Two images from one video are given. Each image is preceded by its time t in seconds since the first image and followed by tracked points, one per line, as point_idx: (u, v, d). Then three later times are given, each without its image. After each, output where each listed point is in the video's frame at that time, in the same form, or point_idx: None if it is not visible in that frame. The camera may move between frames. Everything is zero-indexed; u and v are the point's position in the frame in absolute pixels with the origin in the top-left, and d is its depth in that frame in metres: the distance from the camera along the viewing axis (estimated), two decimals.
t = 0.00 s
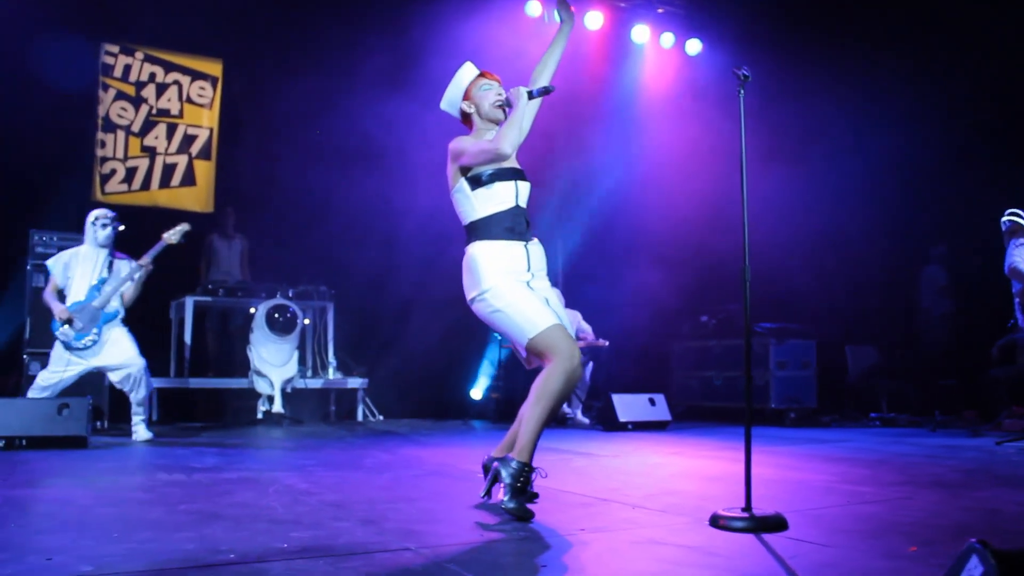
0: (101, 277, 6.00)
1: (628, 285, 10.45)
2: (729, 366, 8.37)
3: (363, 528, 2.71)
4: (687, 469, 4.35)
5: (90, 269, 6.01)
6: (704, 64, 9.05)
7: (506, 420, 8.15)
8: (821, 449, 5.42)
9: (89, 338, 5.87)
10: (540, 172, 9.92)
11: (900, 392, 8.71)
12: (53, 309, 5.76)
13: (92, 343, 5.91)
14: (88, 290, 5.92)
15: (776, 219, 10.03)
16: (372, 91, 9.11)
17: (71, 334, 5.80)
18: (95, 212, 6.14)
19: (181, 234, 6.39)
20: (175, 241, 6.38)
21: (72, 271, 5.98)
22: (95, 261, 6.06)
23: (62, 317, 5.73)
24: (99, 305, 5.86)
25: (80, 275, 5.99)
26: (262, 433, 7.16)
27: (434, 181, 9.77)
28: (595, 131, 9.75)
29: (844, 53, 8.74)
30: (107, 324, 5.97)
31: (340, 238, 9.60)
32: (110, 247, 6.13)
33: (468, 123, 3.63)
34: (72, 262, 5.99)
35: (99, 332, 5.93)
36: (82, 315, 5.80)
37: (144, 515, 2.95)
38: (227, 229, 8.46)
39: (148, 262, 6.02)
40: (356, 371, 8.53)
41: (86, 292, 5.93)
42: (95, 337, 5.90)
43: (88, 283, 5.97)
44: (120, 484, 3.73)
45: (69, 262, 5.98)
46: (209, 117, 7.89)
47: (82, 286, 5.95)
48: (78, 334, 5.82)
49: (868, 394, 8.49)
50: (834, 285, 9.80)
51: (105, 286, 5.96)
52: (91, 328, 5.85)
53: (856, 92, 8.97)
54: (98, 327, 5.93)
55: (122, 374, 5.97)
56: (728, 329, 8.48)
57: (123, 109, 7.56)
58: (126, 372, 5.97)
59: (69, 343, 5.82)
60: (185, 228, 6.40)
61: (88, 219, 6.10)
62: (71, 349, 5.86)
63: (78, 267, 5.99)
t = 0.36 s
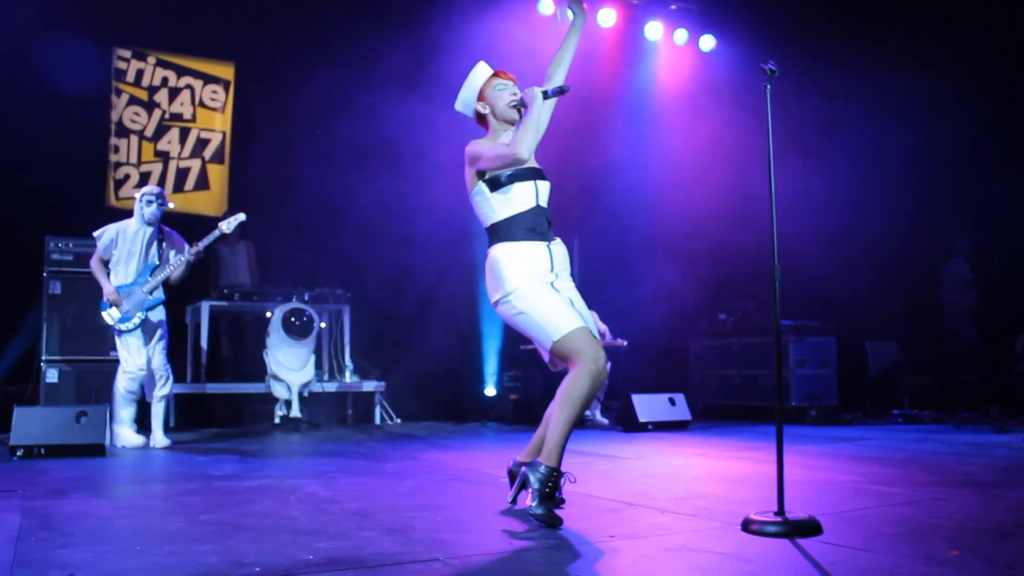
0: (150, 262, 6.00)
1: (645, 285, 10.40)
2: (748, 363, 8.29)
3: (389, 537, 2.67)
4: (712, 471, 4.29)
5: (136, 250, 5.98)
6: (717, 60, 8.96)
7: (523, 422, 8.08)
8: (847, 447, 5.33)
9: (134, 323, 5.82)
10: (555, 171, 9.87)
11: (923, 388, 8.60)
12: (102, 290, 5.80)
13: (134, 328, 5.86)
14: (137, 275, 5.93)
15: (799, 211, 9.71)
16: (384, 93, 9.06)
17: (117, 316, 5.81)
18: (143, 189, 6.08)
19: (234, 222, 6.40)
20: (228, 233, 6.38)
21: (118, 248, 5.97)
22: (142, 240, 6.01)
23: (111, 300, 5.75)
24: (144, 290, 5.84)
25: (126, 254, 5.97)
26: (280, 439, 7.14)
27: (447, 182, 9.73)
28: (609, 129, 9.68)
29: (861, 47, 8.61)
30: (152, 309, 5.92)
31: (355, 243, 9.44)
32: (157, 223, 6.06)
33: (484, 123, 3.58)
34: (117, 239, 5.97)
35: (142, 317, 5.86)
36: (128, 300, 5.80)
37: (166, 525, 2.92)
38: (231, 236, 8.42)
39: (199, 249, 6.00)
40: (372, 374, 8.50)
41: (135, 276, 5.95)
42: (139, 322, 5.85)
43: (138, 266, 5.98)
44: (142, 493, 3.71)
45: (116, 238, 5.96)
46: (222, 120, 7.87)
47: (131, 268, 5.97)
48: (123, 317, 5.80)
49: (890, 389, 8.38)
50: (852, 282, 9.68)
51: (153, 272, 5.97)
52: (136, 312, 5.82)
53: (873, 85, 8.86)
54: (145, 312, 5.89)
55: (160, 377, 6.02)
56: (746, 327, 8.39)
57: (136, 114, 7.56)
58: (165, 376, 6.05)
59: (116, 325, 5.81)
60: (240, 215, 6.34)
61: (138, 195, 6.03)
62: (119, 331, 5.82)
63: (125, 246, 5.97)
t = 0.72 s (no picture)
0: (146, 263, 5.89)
1: (636, 285, 10.32)
2: (741, 364, 8.26)
3: (387, 550, 2.61)
4: (709, 475, 4.25)
5: (132, 251, 5.91)
6: (708, 60, 8.91)
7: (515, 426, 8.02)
8: (844, 449, 5.30)
9: (134, 325, 5.71)
10: (548, 172, 9.80)
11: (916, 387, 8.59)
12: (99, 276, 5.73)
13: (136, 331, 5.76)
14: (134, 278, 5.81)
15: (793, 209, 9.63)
16: (372, 95, 8.97)
17: (116, 320, 5.66)
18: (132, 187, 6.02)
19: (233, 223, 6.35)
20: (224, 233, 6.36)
21: (113, 250, 5.90)
22: (136, 240, 5.95)
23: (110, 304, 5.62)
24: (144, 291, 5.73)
25: (122, 257, 5.89)
26: (271, 446, 7.07)
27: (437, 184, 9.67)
28: (601, 129, 9.64)
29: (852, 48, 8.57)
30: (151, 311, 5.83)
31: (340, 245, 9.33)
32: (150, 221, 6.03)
33: (474, 129, 3.52)
34: (111, 243, 5.89)
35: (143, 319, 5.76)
36: (127, 303, 5.67)
37: (158, 541, 2.85)
38: (218, 240, 8.31)
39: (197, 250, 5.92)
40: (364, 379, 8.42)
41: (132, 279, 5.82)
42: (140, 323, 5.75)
43: (134, 269, 5.88)
44: (133, 507, 3.65)
45: (111, 241, 5.90)
46: (210, 124, 7.78)
47: (128, 270, 5.88)
48: (123, 320, 5.68)
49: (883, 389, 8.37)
50: (844, 281, 9.67)
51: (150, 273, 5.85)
52: (136, 315, 5.72)
53: (862, 86, 8.84)
54: (143, 314, 5.79)
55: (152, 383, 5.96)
56: (739, 327, 8.36)
57: (122, 119, 7.46)
58: (158, 382, 5.98)
59: (115, 329, 5.68)
60: (239, 219, 6.36)
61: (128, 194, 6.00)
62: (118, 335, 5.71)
63: (120, 248, 5.90)
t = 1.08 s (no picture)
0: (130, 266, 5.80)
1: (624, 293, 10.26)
2: (728, 372, 8.24)
3: (378, 568, 2.55)
4: (701, 488, 4.21)
5: (118, 256, 5.80)
6: (693, 66, 8.96)
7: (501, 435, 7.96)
8: (832, 459, 5.28)
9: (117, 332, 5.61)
10: (536, 181, 9.75)
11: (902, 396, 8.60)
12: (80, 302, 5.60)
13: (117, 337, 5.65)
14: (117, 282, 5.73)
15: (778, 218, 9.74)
16: (358, 100, 8.91)
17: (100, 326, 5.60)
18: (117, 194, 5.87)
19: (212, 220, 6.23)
20: (203, 229, 6.21)
21: (101, 259, 5.77)
22: (124, 247, 5.83)
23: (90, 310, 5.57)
24: (126, 296, 5.65)
25: (108, 264, 5.77)
26: (253, 456, 6.96)
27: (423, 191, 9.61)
28: (588, 138, 9.61)
29: (837, 58, 8.62)
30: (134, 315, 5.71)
31: (325, 250, 9.12)
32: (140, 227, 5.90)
33: (464, 135, 3.47)
34: (99, 250, 5.77)
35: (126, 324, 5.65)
36: (109, 308, 5.62)
37: (142, 558, 2.77)
38: (203, 246, 8.19)
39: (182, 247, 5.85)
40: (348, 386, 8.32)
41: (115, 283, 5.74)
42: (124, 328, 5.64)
43: (118, 272, 5.77)
44: (115, 520, 3.56)
45: (97, 249, 5.76)
46: (193, 128, 7.68)
47: (112, 274, 5.76)
48: (106, 326, 5.59)
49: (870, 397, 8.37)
50: (830, 290, 9.69)
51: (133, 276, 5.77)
52: (119, 321, 5.62)
53: (847, 95, 8.89)
54: (127, 318, 5.67)
55: (134, 391, 5.82)
56: (726, 336, 8.34)
57: (103, 122, 7.34)
58: (139, 390, 5.83)
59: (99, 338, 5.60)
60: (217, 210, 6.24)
61: (116, 199, 5.85)
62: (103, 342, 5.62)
63: (107, 255, 5.78)
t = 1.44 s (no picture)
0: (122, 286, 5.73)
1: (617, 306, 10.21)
2: (721, 386, 8.20)
3: None
4: (700, 505, 4.16)
5: (110, 275, 5.72)
6: (682, 78, 9.06)
7: (494, 450, 7.88)
8: (830, 474, 5.23)
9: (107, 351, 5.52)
10: (530, 197, 9.73)
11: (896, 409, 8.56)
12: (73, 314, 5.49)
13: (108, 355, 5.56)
14: (110, 300, 5.66)
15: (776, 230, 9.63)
16: (348, 115, 8.86)
17: (89, 343, 5.50)
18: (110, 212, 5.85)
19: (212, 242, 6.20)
20: (202, 250, 6.12)
21: (91, 276, 5.72)
22: (116, 264, 5.77)
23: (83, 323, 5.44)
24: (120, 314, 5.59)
25: (98, 282, 5.71)
26: (244, 474, 6.87)
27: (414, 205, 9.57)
28: (581, 153, 9.61)
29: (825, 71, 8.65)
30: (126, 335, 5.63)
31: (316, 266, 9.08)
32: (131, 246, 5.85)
33: (461, 151, 3.43)
34: (91, 266, 5.72)
35: (117, 342, 5.57)
36: (101, 324, 5.53)
37: None
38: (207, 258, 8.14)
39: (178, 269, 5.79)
40: (340, 403, 8.23)
41: (107, 302, 5.67)
42: (115, 347, 5.56)
43: (110, 292, 5.70)
44: (104, 544, 3.49)
45: (87, 267, 5.72)
46: (180, 143, 7.61)
47: (104, 293, 5.70)
48: (95, 344, 5.50)
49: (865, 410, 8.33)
50: (823, 303, 9.69)
51: (126, 296, 5.71)
52: (110, 338, 5.53)
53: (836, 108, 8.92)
54: (118, 338, 5.59)
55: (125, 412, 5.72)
56: (720, 349, 8.30)
57: (91, 137, 7.27)
58: (130, 411, 5.74)
59: (87, 353, 5.50)
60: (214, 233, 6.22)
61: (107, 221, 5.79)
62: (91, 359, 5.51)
63: (97, 272, 5.72)
